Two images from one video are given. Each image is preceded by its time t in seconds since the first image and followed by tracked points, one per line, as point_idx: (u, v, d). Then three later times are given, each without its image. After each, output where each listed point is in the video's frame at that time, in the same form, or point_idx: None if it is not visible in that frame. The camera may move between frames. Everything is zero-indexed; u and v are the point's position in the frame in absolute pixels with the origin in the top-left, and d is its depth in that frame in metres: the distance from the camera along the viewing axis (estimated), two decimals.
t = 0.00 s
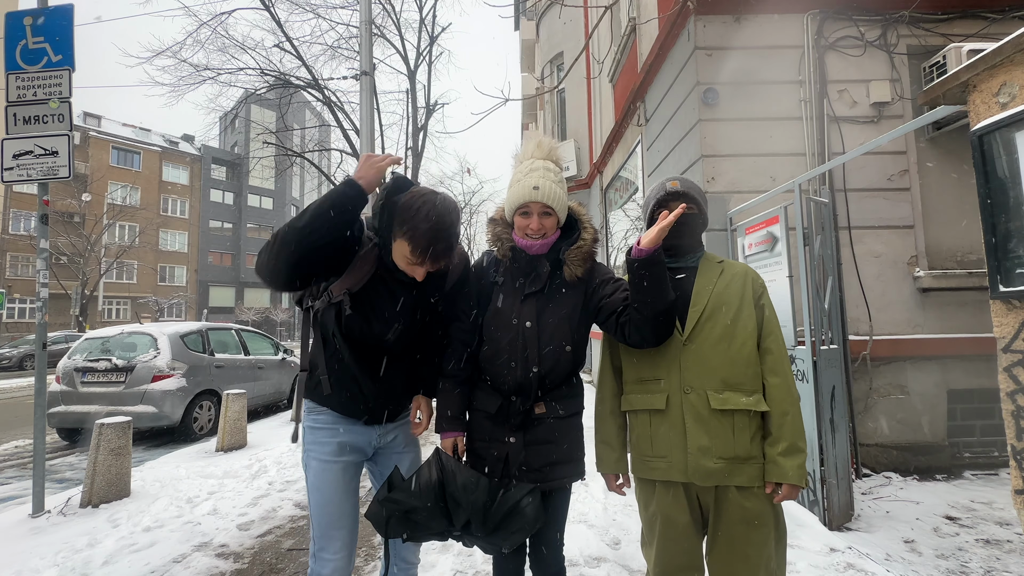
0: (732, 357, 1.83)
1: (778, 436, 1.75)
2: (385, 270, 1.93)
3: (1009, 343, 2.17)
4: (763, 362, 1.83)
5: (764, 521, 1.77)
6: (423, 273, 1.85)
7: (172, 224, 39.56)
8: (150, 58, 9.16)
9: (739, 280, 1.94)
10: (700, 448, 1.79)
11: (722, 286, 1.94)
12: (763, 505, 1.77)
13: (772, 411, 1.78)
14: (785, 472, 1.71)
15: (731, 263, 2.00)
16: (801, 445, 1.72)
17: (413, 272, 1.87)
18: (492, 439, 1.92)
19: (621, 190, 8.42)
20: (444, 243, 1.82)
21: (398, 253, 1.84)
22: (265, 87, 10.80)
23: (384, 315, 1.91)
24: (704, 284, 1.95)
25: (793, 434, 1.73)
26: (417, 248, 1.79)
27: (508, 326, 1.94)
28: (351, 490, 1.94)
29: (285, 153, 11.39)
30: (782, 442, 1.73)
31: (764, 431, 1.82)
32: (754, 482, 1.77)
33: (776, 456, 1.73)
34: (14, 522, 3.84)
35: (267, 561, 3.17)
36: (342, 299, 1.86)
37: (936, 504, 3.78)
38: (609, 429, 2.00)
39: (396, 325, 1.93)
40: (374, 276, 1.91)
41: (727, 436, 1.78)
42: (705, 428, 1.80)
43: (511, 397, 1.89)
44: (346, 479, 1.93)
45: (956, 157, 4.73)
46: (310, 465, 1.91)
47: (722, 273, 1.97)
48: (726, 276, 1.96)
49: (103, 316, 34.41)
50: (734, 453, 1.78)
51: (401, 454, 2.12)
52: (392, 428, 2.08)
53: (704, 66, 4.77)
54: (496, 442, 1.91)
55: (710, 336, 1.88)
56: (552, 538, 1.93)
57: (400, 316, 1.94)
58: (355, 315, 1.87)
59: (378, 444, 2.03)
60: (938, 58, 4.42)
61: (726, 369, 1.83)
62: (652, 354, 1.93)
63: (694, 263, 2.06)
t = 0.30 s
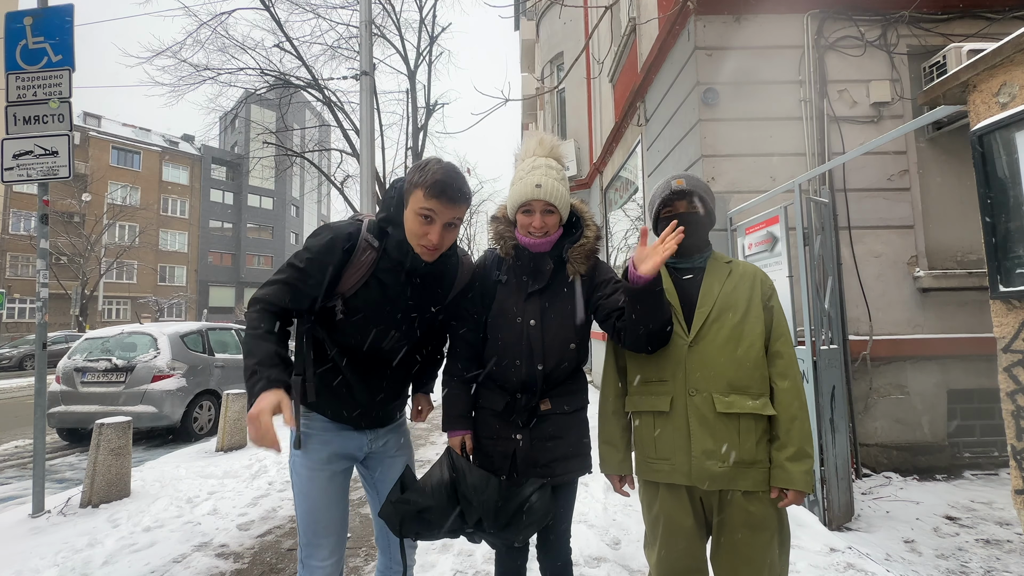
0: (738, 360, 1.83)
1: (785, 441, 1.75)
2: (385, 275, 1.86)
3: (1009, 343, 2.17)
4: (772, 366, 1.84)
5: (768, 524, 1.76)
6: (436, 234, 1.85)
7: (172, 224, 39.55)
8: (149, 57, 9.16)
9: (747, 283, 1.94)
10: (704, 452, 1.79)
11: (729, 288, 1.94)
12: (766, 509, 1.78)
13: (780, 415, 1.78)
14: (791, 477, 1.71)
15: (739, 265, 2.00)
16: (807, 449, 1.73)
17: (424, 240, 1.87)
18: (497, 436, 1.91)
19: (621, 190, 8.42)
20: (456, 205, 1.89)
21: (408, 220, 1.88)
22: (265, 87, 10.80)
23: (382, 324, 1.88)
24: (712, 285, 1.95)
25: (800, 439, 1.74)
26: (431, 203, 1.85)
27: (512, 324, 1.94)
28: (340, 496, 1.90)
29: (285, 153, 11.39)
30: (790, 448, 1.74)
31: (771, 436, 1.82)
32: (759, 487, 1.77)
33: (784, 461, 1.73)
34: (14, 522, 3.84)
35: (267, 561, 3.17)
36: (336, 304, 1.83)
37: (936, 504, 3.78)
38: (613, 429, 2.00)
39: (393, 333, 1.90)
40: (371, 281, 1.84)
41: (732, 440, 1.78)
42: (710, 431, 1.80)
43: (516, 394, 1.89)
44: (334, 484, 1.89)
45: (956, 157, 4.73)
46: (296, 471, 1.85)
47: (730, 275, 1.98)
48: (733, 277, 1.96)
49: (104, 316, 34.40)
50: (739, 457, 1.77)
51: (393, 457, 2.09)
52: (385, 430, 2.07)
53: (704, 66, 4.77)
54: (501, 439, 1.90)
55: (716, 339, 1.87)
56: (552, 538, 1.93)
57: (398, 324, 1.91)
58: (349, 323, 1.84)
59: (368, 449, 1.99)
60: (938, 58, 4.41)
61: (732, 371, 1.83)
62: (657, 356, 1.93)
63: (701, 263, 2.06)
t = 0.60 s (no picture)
0: (745, 360, 1.84)
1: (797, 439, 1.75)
2: (376, 274, 1.83)
3: (1009, 343, 2.17)
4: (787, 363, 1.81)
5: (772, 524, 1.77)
6: (432, 221, 1.85)
7: (172, 224, 39.55)
8: (149, 57, 9.17)
9: (752, 281, 1.94)
10: (714, 453, 1.79)
11: (734, 287, 1.94)
12: (773, 509, 1.78)
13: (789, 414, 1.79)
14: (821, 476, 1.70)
15: (744, 263, 2.00)
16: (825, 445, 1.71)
17: (420, 230, 1.86)
18: (500, 435, 1.91)
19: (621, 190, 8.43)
20: (452, 193, 1.91)
21: (404, 210, 1.88)
22: (265, 87, 10.79)
23: (373, 325, 1.85)
24: (717, 285, 1.95)
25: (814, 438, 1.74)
26: (425, 190, 1.87)
27: (516, 328, 1.94)
28: (336, 500, 1.91)
29: (285, 154, 11.40)
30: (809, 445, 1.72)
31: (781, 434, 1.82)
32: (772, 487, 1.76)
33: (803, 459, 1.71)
34: (14, 522, 3.84)
35: (267, 561, 3.17)
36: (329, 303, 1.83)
37: (936, 504, 3.78)
38: (618, 431, 2.00)
39: (384, 334, 1.88)
40: (361, 280, 1.82)
41: (740, 440, 1.79)
42: (718, 432, 1.81)
43: (518, 394, 1.89)
44: (331, 489, 1.90)
45: (956, 156, 4.72)
46: (294, 475, 1.87)
47: (735, 274, 1.97)
48: (738, 276, 1.96)
49: (104, 316, 34.40)
50: (749, 457, 1.78)
51: (392, 462, 2.10)
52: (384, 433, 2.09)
53: (704, 66, 4.77)
54: (504, 438, 1.91)
55: (723, 339, 1.88)
56: (553, 537, 1.94)
57: (389, 326, 1.88)
58: (339, 321, 1.83)
59: (366, 453, 2.00)
60: (938, 58, 4.40)
61: (738, 372, 1.84)
62: (663, 358, 1.94)
63: (705, 263, 2.07)
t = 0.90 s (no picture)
0: (748, 352, 1.84)
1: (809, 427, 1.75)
2: (377, 267, 1.85)
3: (1009, 343, 2.17)
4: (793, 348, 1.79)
5: (773, 522, 1.76)
6: (434, 209, 1.89)
7: (172, 224, 39.54)
8: (149, 57, 9.16)
9: (747, 275, 1.95)
10: (725, 450, 1.77)
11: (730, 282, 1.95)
12: (779, 503, 1.78)
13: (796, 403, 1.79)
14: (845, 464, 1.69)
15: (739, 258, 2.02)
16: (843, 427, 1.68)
17: (421, 217, 1.89)
18: (493, 437, 1.92)
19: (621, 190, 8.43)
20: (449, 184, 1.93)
21: (404, 199, 1.91)
22: (265, 87, 10.79)
23: (373, 319, 1.87)
24: (713, 281, 1.97)
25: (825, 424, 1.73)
26: (424, 178, 1.89)
27: (511, 330, 1.95)
28: (337, 500, 1.91)
29: (285, 154, 11.40)
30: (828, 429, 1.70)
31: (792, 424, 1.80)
32: (789, 478, 1.75)
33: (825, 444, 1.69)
34: (14, 522, 3.84)
35: (267, 561, 3.17)
36: (330, 298, 1.82)
37: (936, 504, 3.78)
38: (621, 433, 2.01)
39: (386, 328, 1.90)
40: (362, 273, 1.84)
41: (751, 435, 1.77)
42: (726, 428, 1.80)
43: (514, 395, 1.89)
44: (331, 489, 1.89)
45: (956, 156, 4.73)
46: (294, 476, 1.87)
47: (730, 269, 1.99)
48: (734, 270, 1.98)
49: (104, 316, 34.43)
50: (762, 451, 1.76)
51: (392, 461, 2.11)
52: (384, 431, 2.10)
53: (704, 66, 4.78)
54: (498, 440, 1.91)
55: (723, 336, 1.89)
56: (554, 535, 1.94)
57: (391, 318, 1.90)
58: (342, 316, 1.83)
59: (366, 452, 2.00)
60: (938, 58, 4.40)
61: (741, 366, 1.83)
62: (664, 359, 1.94)
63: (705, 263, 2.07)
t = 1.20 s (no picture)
0: (744, 357, 1.84)
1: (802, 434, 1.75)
2: (381, 265, 1.84)
3: (1009, 343, 2.17)
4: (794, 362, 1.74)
5: (771, 527, 1.76)
6: (439, 207, 1.93)
7: (172, 224, 39.55)
8: (149, 57, 9.16)
9: (747, 278, 1.94)
10: (717, 453, 1.77)
11: (730, 284, 1.94)
12: (774, 508, 1.77)
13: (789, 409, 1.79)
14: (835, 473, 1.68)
15: (739, 259, 2.00)
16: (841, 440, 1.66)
17: (425, 215, 1.92)
18: (494, 440, 1.91)
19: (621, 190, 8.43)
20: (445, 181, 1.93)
21: (406, 198, 1.91)
22: (265, 87, 10.80)
23: (382, 318, 1.88)
24: (712, 282, 1.96)
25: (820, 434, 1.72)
26: (428, 177, 1.90)
27: (508, 329, 1.95)
28: (341, 501, 1.90)
29: (285, 154, 11.40)
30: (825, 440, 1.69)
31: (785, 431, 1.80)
32: (781, 486, 1.74)
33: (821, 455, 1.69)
34: (14, 522, 3.84)
35: (267, 561, 3.17)
36: (339, 303, 1.80)
37: (936, 504, 3.78)
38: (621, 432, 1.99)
39: (392, 325, 1.91)
40: (367, 274, 1.82)
41: (743, 439, 1.77)
42: (719, 431, 1.80)
43: (514, 397, 1.90)
44: (336, 490, 1.89)
45: (956, 156, 4.73)
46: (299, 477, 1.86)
47: (730, 271, 1.98)
48: (733, 272, 1.97)
49: (104, 316, 34.45)
50: (753, 456, 1.76)
51: (394, 460, 2.11)
52: (385, 430, 2.10)
53: (704, 66, 4.78)
54: (498, 443, 1.90)
55: (719, 338, 1.88)
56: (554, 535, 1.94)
57: (397, 315, 1.92)
58: (351, 319, 1.82)
59: (370, 450, 2.01)
60: (938, 58, 4.40)
61: (736, 369, 1.83)
62: (660, 360, 1.95)
63: (702, 262, 2.07)
